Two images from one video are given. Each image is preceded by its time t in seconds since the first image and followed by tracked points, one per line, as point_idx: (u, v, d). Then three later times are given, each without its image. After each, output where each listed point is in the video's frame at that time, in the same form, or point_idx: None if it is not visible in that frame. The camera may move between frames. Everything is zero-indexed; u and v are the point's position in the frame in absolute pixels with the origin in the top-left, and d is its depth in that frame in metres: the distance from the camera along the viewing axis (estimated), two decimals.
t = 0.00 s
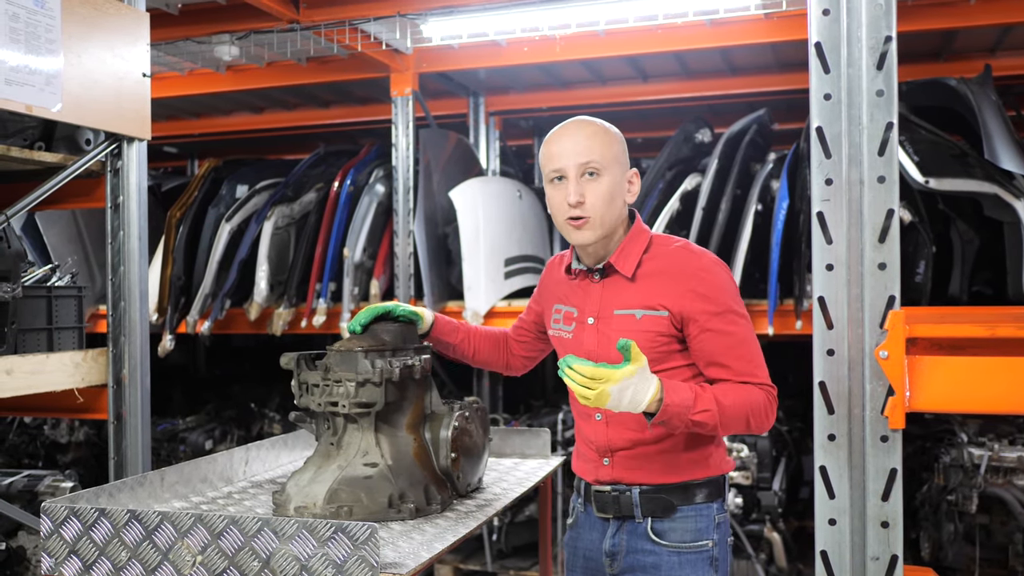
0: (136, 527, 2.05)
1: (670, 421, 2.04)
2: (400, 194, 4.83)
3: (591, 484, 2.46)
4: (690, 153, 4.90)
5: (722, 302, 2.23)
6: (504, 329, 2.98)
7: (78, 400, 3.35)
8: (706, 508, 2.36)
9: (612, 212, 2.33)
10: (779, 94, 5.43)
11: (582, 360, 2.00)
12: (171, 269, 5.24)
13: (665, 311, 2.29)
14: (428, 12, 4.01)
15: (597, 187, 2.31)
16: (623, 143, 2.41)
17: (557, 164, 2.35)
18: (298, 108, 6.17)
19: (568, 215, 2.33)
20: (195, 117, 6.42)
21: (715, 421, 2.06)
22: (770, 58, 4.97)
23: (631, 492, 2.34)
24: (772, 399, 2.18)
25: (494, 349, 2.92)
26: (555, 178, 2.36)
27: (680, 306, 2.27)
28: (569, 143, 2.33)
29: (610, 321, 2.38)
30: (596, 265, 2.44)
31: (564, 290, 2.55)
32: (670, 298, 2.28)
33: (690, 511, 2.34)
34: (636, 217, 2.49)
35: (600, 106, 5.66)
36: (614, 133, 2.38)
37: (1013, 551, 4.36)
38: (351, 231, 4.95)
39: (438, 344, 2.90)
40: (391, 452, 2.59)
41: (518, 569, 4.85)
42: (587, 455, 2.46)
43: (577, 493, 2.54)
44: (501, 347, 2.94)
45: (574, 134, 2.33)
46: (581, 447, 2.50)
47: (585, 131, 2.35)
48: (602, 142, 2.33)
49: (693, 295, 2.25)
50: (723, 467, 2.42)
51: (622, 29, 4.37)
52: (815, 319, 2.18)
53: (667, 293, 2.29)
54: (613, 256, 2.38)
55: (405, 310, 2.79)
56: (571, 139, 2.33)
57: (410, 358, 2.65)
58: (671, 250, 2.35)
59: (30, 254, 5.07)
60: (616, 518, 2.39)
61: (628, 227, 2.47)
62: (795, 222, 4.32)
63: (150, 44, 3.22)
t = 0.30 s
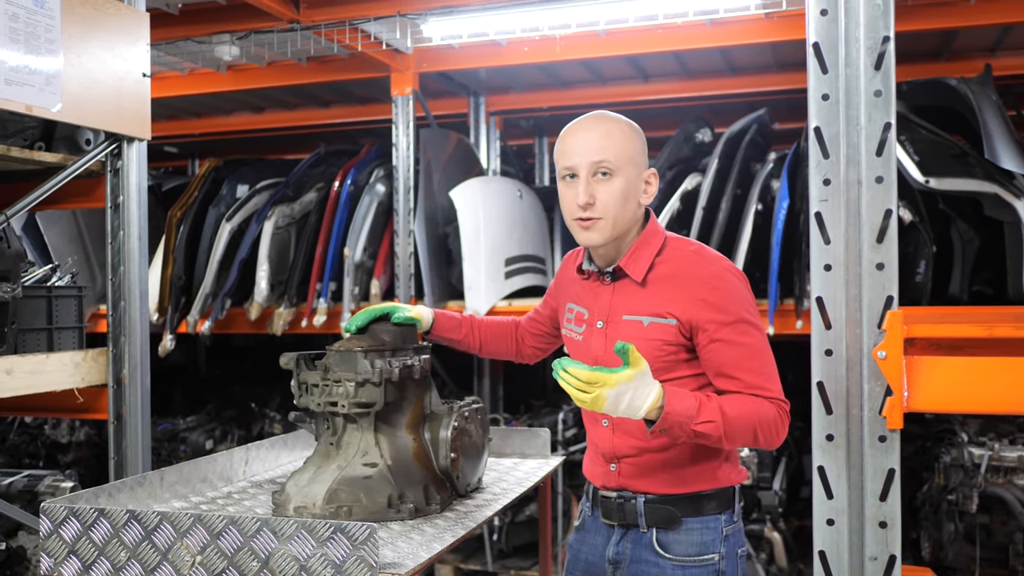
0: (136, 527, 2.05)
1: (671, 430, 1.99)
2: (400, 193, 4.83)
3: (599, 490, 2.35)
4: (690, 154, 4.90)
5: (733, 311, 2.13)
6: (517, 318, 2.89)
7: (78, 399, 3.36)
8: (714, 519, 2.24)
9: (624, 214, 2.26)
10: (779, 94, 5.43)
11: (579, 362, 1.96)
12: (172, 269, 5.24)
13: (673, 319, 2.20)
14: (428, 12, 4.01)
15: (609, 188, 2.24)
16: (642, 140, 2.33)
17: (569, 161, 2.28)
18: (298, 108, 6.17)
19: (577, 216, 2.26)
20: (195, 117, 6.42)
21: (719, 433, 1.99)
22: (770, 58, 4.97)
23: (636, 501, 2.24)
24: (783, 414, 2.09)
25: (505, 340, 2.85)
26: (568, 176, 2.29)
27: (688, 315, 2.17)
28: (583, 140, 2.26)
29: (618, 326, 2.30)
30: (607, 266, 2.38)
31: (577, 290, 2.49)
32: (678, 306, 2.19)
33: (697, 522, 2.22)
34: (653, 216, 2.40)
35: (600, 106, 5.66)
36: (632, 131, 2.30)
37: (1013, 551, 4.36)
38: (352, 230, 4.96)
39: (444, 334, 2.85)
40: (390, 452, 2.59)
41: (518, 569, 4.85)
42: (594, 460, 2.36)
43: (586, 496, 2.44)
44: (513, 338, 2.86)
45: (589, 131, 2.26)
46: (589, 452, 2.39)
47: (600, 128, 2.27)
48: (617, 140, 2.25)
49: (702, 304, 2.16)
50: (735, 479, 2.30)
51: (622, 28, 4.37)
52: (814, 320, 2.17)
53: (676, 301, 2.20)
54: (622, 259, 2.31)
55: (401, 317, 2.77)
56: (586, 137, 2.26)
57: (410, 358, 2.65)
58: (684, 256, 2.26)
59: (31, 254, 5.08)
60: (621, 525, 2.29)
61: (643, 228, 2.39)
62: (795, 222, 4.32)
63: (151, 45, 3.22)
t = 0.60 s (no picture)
0: (134, 528, 2.05)
1: (672, 403, 1.81)
2: (400, 194, 4.80)
3: (602, 493, 2.26)
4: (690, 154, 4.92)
5: (744, 314, 1.98)
6: (519, 308, 2.83)
7: (78, 400, 3.36)
8: (719, 527, 2.13)
9: (639, 213, 2.12)
10: (779, 94, 5.43)
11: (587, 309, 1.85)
12: (172, 270, 5.24)
13: (683, 323, 2.06)
14: (427, 12, 4.01)
15: (626, 184, 2.10)
16: (668, 137, 2.19)
17: (589, 153, 2.15)
18: (298, 108, 6.17)
19: (591, 210, 2.13)
20: (195, 117, 6.42)
21: (723, 415, 1.81)
22: (770, 58, 4.97)
23: (640, 506, 2.14)
24: (793, 421, 1.90)
25: (507, 330, 2.81)
26: (586, 169, 2.16)
27: (700, 320, 2.03)
28: (604, 133, 2.13)
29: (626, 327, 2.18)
30: (621, 266, 2.25)
31: (588, 286, 2.38)
32: (690, 310, 2.05)
33: (701, 530, 2.11)
34: (672, 216, 2.25)
35: (600, 106, 5.66)
36: (657, 127, 2.16)
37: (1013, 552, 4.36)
38: (352, 231, 4.97)
39: (444, 325, 2.79)
40: (389, 453, 2.59)
41: (518, 570, 4.85)
42: (597, 462, 2.27)
43: (588, 498, 2.34)
44: (516, 328, 2.81)
45: (611, 124, 2.13)
46: (592, 454, 2.31)
47: (623, 122, 2.13)
48: (640, 136, 2.12)
49: (713, 306, 2.01)
50: (740, 485, 2.19)
51: (622, 29, 4.37)
52: (813, 321, 2.17)
53: (687, 304, 2.06)
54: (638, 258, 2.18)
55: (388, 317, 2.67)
56: (607, 129, 2.13)
57: (409, 359, 2.66)
58: (699, 257, 2.11)
59: (30, 255, 5.08)
60: (623, 531, 2.19)
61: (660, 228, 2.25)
62: (795, 223, 4.33)
63: (149, 45, 3.23)
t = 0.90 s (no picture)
0: (134, 529, 2.05)
1: (684, 395, 1.77)
2: (400, 194, 4.81)
3: (600, 495, 2.26)
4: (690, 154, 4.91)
5: (751, 316, 1.97)
6: (521, 309, 2.80)
7: (77, 400, 3.35)
8: (719, 530, 2.13)
9: (651, 209, 2.12)
10: (779, 95, 5.43)
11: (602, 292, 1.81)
12: (171, 270, 5.24)
13: (688, 323, 2.04)
14: (427, 12, 4.00)
15: (638, 177, 2.10)
16: (682, 137, 2.19)
17: (603, 145, 2.15)
18: (298, 108, 6.17)
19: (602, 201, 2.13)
20: (195, 117, 6.41)
21: (736, 408, 1.77)
22: (770, 58, 4.97)
23: (640, 509, 2.13)
24: (802, 423, 1.89)
25: (508, 332, 2.78)
26: (599, 160, 2.17)
27: (705, 320, 2.02)
28: (619, 126, 2.14)
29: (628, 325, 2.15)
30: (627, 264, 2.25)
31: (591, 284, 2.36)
32: (695, 310, 2.04)
33: (701, 534, 2.11)
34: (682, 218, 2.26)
35: (600, 106, 5.66)
36: (672, 126, 2.16)
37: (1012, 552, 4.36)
38: (351, 231, 4.96)
39: (443, 326, 2.78)
40: (389, 453, 2.59)
41: (517, 570, 4.84)
42: (596, 464, 2.26)
43: (586, 501, 2.33)
44: (517, 329, 2.79)
45: (627, 118, 2.14)
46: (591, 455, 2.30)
47: (639, 118, 2.14)
48: (655, 132, 2.12)
49: (720, 309, 2.00)
50: (739, 487, 2.19)
51: (622, 29, 4.36)
52: (813, 322, 2.17)
53: (693, 304, 2.05)
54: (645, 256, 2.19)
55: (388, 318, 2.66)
56: (623, 123, 2.14)
57: (408, 359, 2.66)
58: (706, 259, 2.10)
59: (30, 255, 5.08)
60: (622, 534, 2.19)
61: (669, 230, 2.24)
62: (795, 223, 4.32)
63: (149, 45, 3.23)
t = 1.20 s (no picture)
0: (135, 530, 2.05)
1: (704, 390, 1.76)
2: (400, 194, 4.80)
3: (602, 496, 2.26)
4: (690, 153, 4.91)
5: (755, 316, 1.97)
6: (522, 312, 2.82)
7: (77, 400, 3.35)
8: (722, 531, 2.13)
9: (647, 209, 2.10)
10: (779, 94, 5.43)
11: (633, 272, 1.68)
12: (171, 269, 5.24)
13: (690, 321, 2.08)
14: (427, 12, 4.00)
15: (633, 179, 2.08)
16: (676, 135, 2.17)
17: (596, 148, 2.14)
18: (297, 108, 6.17)
19: (597, 205, 2.11)
20: (195, 116, 6.41)
21: (754, 404, 1.77)
22: (770, 58, 4.97)
23: (643, 510, 2.13)
24: (805, 423, 1.89)
25: (509, 334, 2.78)
26: (593, 163, 2.15)
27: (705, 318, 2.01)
28: (611, 128, 2.12)
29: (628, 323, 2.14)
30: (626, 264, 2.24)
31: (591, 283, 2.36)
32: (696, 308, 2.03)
33: (704, 535, 2.11)
34: (680, 216, 2.25)
35: (600, 106, 5.66)
36: (664, 125, 2.14)
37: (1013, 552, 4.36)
38: (351, 231, 4.96)
39: (444, 327, 2.80)
40: (390, 453, 2.59)
41: (517, 570, 4.84)
42: (599, 465, 2.26)
43: (588, 501, 2.33)
44: (517, 332, 2.79)
45: (619, 119, 2.11)
46: (593, 456, 2.29)
47: (631, 119, 2.12)
48: (648, 132, 2.10)
49: (723, 309, 1.99)
50: (742, 488, 2.19)
51: (622, 29, 4.36)
52: (815, 322, 2.17)
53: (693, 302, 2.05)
54: (644, 256, 2.18)
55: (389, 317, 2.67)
56: (615, 124, 2.11)
57: (409, 360, 2.66)
58: (706, 257, 2.11)
59: (30, 254, 5.07)
60: (624, 535, 2.18)
61: (667, 229, 2.23)
62: (796, 223, 4.32)
63: (149, 45, 3.22)
